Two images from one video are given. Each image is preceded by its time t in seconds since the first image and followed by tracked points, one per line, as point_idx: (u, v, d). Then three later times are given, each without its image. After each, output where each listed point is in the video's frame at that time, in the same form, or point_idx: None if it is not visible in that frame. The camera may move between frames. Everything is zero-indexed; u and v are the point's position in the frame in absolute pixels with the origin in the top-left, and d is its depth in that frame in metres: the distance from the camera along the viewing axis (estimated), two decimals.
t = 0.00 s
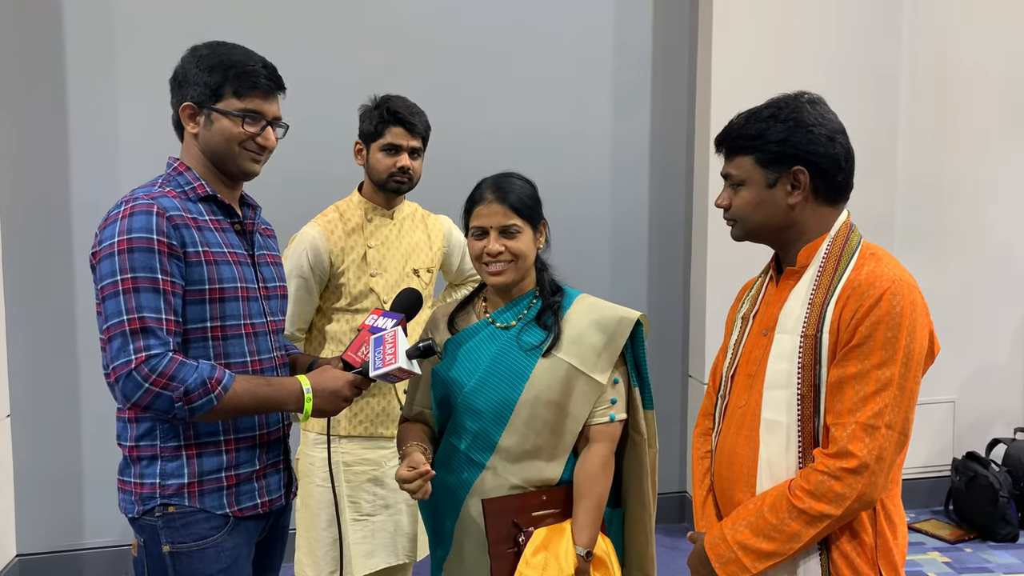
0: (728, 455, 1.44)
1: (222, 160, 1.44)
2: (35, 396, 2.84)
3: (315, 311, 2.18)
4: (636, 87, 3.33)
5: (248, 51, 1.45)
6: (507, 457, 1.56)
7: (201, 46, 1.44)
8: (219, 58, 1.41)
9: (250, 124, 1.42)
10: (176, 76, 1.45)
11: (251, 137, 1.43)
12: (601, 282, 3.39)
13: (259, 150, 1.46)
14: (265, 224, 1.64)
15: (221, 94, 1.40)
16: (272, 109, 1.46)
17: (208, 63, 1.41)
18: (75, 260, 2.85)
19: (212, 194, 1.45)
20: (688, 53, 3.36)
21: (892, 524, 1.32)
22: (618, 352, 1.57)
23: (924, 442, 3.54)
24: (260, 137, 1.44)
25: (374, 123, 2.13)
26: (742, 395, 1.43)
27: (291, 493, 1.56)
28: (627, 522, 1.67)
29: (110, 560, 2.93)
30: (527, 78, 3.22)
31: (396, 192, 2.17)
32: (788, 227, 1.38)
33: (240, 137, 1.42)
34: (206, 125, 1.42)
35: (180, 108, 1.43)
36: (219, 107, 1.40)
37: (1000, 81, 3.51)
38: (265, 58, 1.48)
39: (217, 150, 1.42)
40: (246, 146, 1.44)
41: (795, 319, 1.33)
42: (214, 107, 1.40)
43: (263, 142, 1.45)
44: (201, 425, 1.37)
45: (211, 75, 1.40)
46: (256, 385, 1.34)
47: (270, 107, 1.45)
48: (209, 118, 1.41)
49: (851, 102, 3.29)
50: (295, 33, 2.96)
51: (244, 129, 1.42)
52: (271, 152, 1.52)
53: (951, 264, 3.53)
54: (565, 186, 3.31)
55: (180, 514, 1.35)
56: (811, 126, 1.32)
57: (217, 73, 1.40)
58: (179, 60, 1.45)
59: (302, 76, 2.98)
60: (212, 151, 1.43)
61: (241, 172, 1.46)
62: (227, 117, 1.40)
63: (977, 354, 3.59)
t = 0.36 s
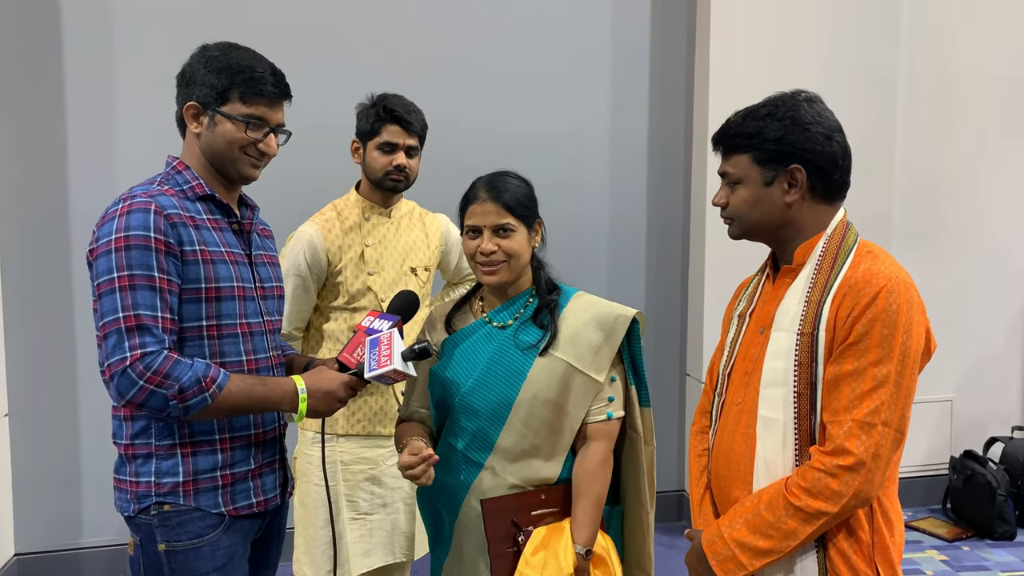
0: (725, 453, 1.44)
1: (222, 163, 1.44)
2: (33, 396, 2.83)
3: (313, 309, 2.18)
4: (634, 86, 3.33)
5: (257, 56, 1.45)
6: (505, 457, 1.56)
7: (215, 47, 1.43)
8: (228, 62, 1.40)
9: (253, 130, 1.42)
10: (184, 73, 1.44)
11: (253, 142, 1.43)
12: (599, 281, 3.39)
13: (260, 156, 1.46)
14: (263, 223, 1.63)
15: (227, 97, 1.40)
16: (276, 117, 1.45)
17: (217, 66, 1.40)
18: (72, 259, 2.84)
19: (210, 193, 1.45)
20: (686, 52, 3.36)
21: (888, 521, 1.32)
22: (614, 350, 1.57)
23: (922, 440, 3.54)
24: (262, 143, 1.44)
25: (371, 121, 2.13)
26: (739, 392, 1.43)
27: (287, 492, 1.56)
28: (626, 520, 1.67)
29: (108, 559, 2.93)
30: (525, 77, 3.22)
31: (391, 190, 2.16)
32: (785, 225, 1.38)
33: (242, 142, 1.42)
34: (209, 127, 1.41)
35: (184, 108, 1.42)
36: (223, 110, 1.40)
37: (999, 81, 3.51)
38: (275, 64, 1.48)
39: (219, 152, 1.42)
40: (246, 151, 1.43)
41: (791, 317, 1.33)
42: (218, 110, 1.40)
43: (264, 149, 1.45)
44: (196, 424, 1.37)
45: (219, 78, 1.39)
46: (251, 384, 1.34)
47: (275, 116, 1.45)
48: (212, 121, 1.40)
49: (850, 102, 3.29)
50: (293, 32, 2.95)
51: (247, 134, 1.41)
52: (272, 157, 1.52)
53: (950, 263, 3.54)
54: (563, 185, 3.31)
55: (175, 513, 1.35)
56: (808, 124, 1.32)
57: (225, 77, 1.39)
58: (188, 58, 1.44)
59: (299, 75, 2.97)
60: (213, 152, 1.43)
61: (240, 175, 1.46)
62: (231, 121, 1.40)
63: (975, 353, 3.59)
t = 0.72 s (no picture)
0: (724, 451, 1.44)
1: (220, 159, 1.44)
2: (33, 395, 2.84)
3: (312, 308, 2.19)
4: (634, 85, 3.33)
5: (247, 50, 1.45)
6: (500, 455, 1.57)
7: (202, 45, 1.43)
8: (218, 58, 1.40)
9: (249, 124, 1.42)
10: (175, 74, 1.45)
11: (250, 137, 1.43)
12: (598, 280, 3.39)
13: (259, 149, 1.46)
14: (263, 222, 1.63)
15: (220, 93, 1.40)
16: (271, 108, 1.45)
17: (208, 62, 1.40)
18: (73, 258, 2.85)
19: (210, 191, 1.45)
20: (686, 51, 3.36)
21: (888, 518, 1.33)
22: (611, 354, 1.56)
23: (923, 438, 3.55)
24: (259, 137, 1.44)
25: (369, 120, 2.13)
26: (738, 390, 1.44)
27: (287, 490, 1.56)
28: (625, 520, 1.67)
29: (109, 559, 2.93)
30: (525, 76, 3.22)
31: (388, 189, 2.17)
32: (785, 223, 1.38)
33: (239, 137, 1.42)
34: (205, 125, 1.41)
35: (179, 108, 1.43)
36: (218, 106, 1.40)
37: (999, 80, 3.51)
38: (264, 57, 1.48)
39: (216, 149, 1.42)
40: (245, 146, 1.44)
41: (791, 314, 1.33)
42: (212, 107, 1.40)
43: (262, 142, 1.45)
44: (197, 423, 1.37)
45: (211, 75, 1.40)
46: (252, 382, 1.34)
47: (268, 107, 1.45)
48: (208, 118, 1.41)
49: (849, 101, 3.30)
50: (293, 32, 2.96)
51: (243, 129, 1.42)
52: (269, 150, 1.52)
53: (950, 262, 3.54)
54: (563, 184, 3.31)
55: (176, 511, 1.35)
56: (807, 122, 1.32)
57: (217, 73, 1.40)
58: (177, 58, 1.44)
59: (299, 75, 2.98)
60: (211, 150, 1.43)
61: (240, 171, 1.46)
62: (226, 117, 1.40)
63: (975, 352, 3.60)
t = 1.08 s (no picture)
0: (727, 448, 1.44)
1: (219, 162, 1.44)
2: (36, 393, 2.84)
3: (312, 305, 2.19)
4: (635, 81, 3.33)
5: (258, 53, 1.44)
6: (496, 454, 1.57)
7: (216, 43, 1.43)
8: (227, 60, 1.39)
9: (250, 130, 1.41)
10: (184, 70, 1.44)
11: (250, 142, 1.43)
12: (600, 277, 3.39)
13: (258, 154, 1.46)
14: (264, 219, 1.63)
15: (223, 96, 1.39)
16: (275, 116, 1.45)
17: (216, 63, 1.39)
18: (74, 256, 2.85)
19: (212, 188, 1.45)
20: (686, 48, 3.35)
21: (890, 514, 1.33)
22: (611, 358, 1.55)
23: (925, 434, 3.54)
24: (259, 142, 1.44)
25: (366, 116, 2.13)
26: (740, 386, 1.44)
27: (290, 487, 1.56)
28: (625, 522, 1.67)
29: (111, 556, 2.94)
30: (525, 73, 3.22)
31: (388, 185, 2.17)
32: (785, 219, 1.38)
33: (239, 142, 1.41)
34: (207, 125, 1.41)
35: (183, 104, 1.43)
36: (221, 109, 1.40)
37: (1000, 75, 3.50)
38: (275, 61, 1.47)
39: (216, 150, 1.42)
40: (245, 150, 1.43)
41: (793, 311, 1.33)
42: (216, 109, 1.40)
43: (262, 148, 1.45)
44: (200, 419, 1.38)
45: (217, 76, 1.39)
46: (254, 379, 1.34)
47: (273, 115, 1.44)
48: (210, 119, 1.40)
49: (851, 96, 3.29)
50: (292, 29, 2.95)
51: (244, 133, 1.41)
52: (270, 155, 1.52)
53: (952, 257, 3.54)
54: (564, 181, 3.31)
55: (179, 508, 1.35)
56: (808, 118, 1.32)
57: (223, 75, 1.39)
58: (188, 54, 1.43)
59: (299, 72, 2.97)
60: (212, 151, 1.43)
61: (237, 174, 1.46)
62: (227, 120, 1.40)
63: (977, 347, 3.59)
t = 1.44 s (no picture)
0: (729, 443, 1.44)
1: (223, 159, 1.44)
2: (36, 390, 2.84)
3: (312, 302, 2.20)
4: (636, 77, 3.32)
5: (258, 48, 1.43)
6: (506, 448, 1.56)
7: (215, 38, 1.42)
8: (226, 55, 1.39)
9: (251, 124, 1.41)
10: (184, 66, 1.44)
11: (253, 137, 1.42)
12: (601, 273, 3.38)
13: (260, 149, 1.45)
14: (268, 215, 1.63)
15: (224, 92, 1.39)
16: (276, 110, 1.44)
17: (215, 59, 1.39)
18: (74, 253, 2.85)
19: (214, 184, 1.45)
20: (688, 44, 3.34)
21: (891, 510, 1.33)
22: (619, 344, 1.57)
23: (926, 431, 3.54)
24: (262, 137, 1.43)
25: (361, 112, 2.12)
26: (742, 382, 1.44)
27: (291, 483, 1.56)
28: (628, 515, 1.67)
29: (113, 552, 2.94)
30: (526, 69, 3.21)
31: (386, 180, 2.16)
32: (788, 214, 1.38)
33: (241, 137, 1.41)
34: (208, 121, 1.41)
35: (184, 102, 1.43)
36: (222, 105, 1.39)
37: (1002, 71, 3.49)
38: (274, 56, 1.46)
39: (218, 146, 1.42)
40: (247, 146, 1.43)
41: (794, 307, 1.33)
42: (216, 105, 1.39)
43: (264, 142, 1.45)
44: (201, 415, 1.38)
45: (216, 72, 1.39)
46: (255, 375, 1.34)
47: (274, 108, 1.44)
48: (211, 115, 1.40)
49: (852, 93, 3.28)
50: (293, 25, 2.95)
51: (247, 128, 1.41)
52: (273, 149, 1.51)
53: (953, 254, 3.53)
54: (565, 177, 3.30)
55: (180, 504, 1.35)
56: (809, 113, 1.32)
57: (222, 71, 1.39)
58: (187, 51, 1.43)
59: (300, 68, 2.97)
60: (214, 147, 1.43)
61: (240, 169, 1.46)
62: (229, 116, 1.39)
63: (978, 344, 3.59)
